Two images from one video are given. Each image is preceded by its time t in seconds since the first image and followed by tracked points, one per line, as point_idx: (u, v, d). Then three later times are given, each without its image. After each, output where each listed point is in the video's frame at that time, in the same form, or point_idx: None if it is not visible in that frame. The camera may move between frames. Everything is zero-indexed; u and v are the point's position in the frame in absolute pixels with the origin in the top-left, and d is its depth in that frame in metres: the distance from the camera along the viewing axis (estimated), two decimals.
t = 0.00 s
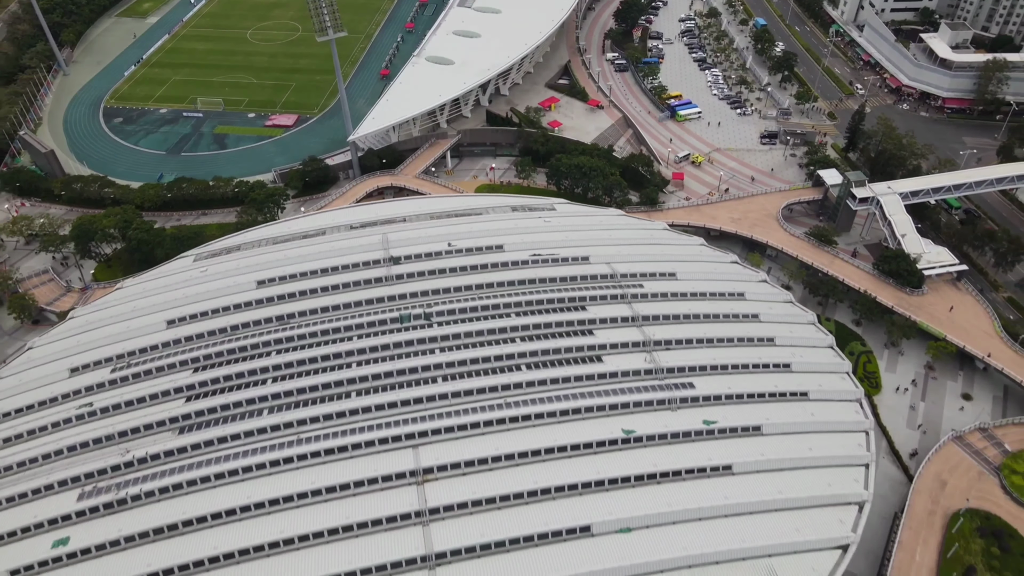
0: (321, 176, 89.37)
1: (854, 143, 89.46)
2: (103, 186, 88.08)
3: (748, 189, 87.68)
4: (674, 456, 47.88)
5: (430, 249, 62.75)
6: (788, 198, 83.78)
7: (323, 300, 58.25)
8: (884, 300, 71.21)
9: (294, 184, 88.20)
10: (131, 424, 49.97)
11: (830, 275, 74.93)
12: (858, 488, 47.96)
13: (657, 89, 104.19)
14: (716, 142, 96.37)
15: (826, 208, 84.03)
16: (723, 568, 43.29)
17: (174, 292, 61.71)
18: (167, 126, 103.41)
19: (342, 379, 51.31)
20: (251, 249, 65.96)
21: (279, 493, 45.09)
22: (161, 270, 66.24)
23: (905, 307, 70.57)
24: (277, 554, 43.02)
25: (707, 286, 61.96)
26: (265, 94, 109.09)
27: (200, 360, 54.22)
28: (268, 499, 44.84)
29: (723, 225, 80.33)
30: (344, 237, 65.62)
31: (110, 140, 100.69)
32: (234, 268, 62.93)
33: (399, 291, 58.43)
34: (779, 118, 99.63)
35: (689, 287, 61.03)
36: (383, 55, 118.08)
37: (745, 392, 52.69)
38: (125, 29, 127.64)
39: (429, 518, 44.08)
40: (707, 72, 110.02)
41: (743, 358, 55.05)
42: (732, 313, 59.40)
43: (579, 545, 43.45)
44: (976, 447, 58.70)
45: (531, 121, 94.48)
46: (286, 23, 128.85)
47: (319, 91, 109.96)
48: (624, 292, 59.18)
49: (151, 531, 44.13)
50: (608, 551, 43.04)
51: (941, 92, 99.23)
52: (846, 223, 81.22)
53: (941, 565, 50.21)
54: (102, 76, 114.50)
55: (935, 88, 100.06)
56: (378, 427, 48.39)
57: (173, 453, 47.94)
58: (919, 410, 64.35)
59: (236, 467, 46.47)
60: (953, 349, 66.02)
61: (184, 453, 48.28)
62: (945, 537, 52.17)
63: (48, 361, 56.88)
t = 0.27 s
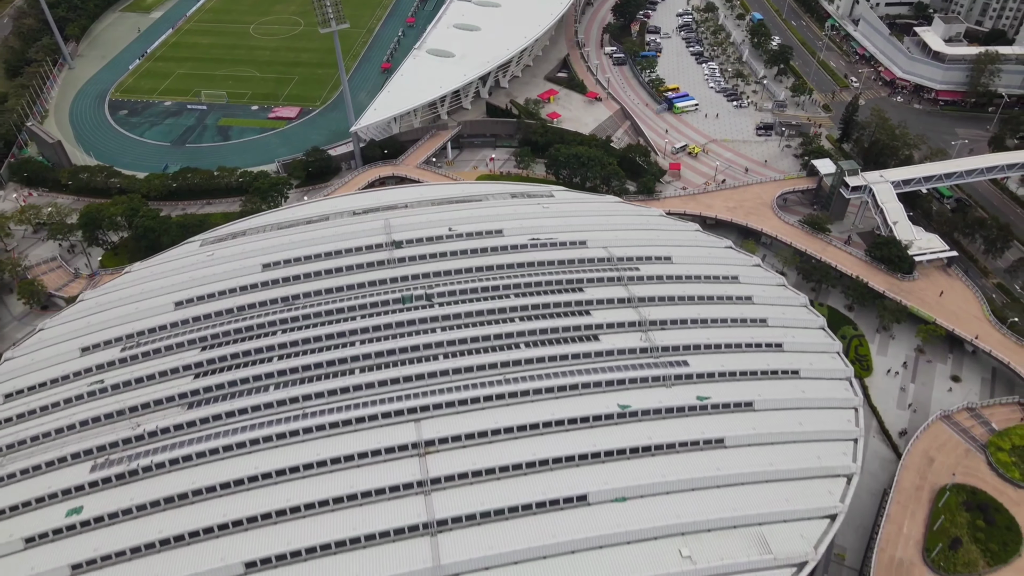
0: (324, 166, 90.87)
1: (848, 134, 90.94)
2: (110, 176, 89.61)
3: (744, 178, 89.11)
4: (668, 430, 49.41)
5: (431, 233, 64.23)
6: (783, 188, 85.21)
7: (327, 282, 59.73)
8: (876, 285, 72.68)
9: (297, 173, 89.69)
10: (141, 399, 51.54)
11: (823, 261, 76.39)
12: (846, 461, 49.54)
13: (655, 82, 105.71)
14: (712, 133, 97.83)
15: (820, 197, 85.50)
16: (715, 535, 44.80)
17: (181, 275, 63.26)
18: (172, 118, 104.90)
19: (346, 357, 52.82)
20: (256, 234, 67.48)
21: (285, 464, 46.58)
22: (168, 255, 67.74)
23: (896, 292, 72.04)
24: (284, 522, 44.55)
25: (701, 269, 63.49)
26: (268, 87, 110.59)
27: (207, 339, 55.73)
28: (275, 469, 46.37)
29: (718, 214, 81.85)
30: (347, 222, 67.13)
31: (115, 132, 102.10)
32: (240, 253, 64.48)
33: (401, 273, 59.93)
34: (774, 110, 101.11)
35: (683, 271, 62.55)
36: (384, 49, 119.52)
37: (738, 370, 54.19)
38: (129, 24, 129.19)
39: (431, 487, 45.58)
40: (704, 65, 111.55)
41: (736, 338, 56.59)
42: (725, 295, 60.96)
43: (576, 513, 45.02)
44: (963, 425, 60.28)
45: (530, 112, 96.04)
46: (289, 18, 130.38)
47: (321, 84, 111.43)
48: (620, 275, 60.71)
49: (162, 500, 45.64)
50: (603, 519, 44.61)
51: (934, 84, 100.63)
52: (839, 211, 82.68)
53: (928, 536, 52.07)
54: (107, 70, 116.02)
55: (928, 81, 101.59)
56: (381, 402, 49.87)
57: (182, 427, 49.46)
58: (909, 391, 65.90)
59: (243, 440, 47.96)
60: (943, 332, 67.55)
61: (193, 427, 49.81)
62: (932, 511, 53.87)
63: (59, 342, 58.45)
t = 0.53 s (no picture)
0: (326, 156, 92.47)
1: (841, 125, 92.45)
2: (117, 166, 91.24)
3: (740, 168, 90.63)
4: (662, 404, 50.97)
5: (432, 217, 65.75)
6: (777, 177, 86.85)
7: (331, 264, 61.28)
8: (867, 270, 74.24)
9: (300, 163, 91.27)
10: (152, 375, 53.25)
11: (816, 247, 77.96)
12: (835, 434, 51.20)
13: (652, 75, 107.30)
14: (709, 124, 99.37)
15: (814, 186, 87.06)
16: (707, 503, 46.39)
17: (188, 258, 64.85)
18: (177, 110, 106.51)
19: (349, 335, 54.39)
20: (261, 219, 69.05)
21: (291, 435, 48.13)
22: (175, 239, 69.29)
23: (887, 277, 73.58)
24: (290, 490, 46.12)
25: (695, 252, 65.05)
26: (271, 80, 112.17)
27: (215, 318, 57.40)
28: (281, 441, 47.93)
29: (714, 202, 83.46)
30: (350, 207, 68.69)
31: (121, 123, 103.68)
32: (246, 237, 66.07)
33: (402, 255, 61.46)
34: (770, 102, 102.66)
35: (678, 254, 64.10)
36: (385, 43, 121.09)
37: (731, 348, 55.77)
38: (134, 19, 130.87)
39: (433, 458, 47.16)
40: (701, 58, 113.14)
41: (729, 318, 58.20)
42: (719, 278, 62.58)
43: (573, 482, 46.59)
44: (951, 404, 61.88)
45: (530, 104, 97.68)
46: (291, 12, 132.00)
47: (323, 77, 113.00)
48: (617, 257, 62.26)
49: (173, 469, 47.23)
50: (599, 488, 46.25)
51: (927, 77, 102.16)
52: (833, 200, 84.24)
53: (913, 509, 53.73)
54: (112, 63, 117.66)
55: (921, 73, 103.09)
56: (384, 377, 51.40)
57: (191, 401, 51.10)
58: (899, 372, 67.54)
59: (250, 413, 49.49)
60: (932, 315, 69.14)
61: (202, 401, 51.40)
62: (919, 485, 55.53)
63: (71, 322, 60.10)
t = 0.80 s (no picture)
0: (328, 147, 94.16)
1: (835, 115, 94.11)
2: (123, 156, 93.02)
3: (735, 157, 92.25)
4: (656, 378, 52.67)
5: (432, 202, 67.40)
6: (771, 166, 88.51)
7: (334, 247, 62.91)
8: (858, 256, 75.90)
9: (303, 154, 92.98)
10: (161, 351, 54.97)
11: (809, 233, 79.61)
12: (823, 408, 52.92)
13: (649, 67, 108.96)
14: (705, 116, 100.98)
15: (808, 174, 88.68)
16: (699, 471, 48.07)
17: (195, 242, 66.53)
18: (181, 102, 108.20)
19: (352, 313, 56.03)
20: (266, 204, 70.72)
21: (297, 407, 49.79)
22: (182, 224, 70.97)
23: (878, 263, 75.23)
24: (295, 459, 47.78)
25: (690, 236, 66.70)
26: (274, 73, 113.83)
27: (222, 298, 59.13)
28: (287, 412, 49.58)
29: (709, 190, 85.19)
30: (353, 192, 70.33)
31: (126, 115, 105.37)
32: (251, 221, 67.74)
33: (403, 238, 63.10)
34: (765, 94, 104.28)
35: (673, 237, 65.78)
36: (386, 37, 122.73)
37: (723, 326, 57.45)
38: (138, 14, 132.59)
39: (434, 428, 48.81)
40: (697, 52, 114.82)
41: (721, 298, 59.89)
42: (712, 260, 64.30)
43: (570, 451, 48.27)
44: (938, 383, 63.56)
45: (529, 96, 99.47)
46: (293, 7, 133.68)
47: (325, 70, 114.63)
48: (613, 240, 63.96)
49: (183, 440, 48.89)
50: (594, 457, 47.94)
51: (920, 69, 103.77)
52: (826, 188, 85.86)
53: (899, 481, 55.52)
54: (117, 57, 119.36)
55: (914, 66, 104.72)
56: (386, 352, 53.07)
57: (199, 375, 52.76)
58: (888, 354, 69.21)
59: (257, 386, 51.16)
60: (921, 299, 70.81)
61: (210, 376, 53.03)
62: (905, 460, 57.29)
63: (82, 302, 61.82)
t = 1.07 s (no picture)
0: (330, 138, 95.62)
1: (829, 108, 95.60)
2: (129, 148, 94.57)
3: (730, 148, 93.68)
4: (650, 357, 54.14)
5: (433, 188, 68.87)
6: (766, 156, 89.98)
7: (337, 232, 64.38)
8: (851, 244, 77.36)
9: (305, 145, 94.48)
10: (169, 331, 56.45)
11: (802, 222, 81.07)
12: (813, 386, 54.51)
13: (647, 61, 110.45)
14: (701, 108, 102.41)
15: (802, 165, 90.15)
16: (692, 446, 49.56)
17: (201, 227, 67.99)
18: (185, 95, 109.67)
19: (355, 295, 57.51)
20: (269, 192, 72.20)
21: (301, 384, 51.23)
22: (187, 211, 72.42)
23: (870, 250, 76.65)
24: (300, 434, 49.26)
25: (684, 221, 68.21)
26: (277, 67, 115.30)
27: (228, 281, 60.63)
28: (291, 389, 51.03)
29: (705, 179, 86.71)
30: (355, 180, 71.82)
31: (130, 108, 106.83)
32: (255, 207, 69.22)
33: (404, 223, 64.58)
34: (761, 87, 105.74)
35: (668, 223, 67.30)
36: (387, 32, 124.24)
37: (716, 308, 58.97)
38: (142, 9, 134.14)
39: (434, 404, 50.26)
40: (694, 46, 116.35)
41: (715, 281, 61.41)
42: (707, 245, 65.82)
43: (567, 426, 49.74)
44: (926, 365, 65.08)
45: (528, 88, 100.98)
46: (295, 3, 135.20)
47: (327, 64, 116.11)
48: (609, 225, 65.44)
49: (191, 415, 50.34)
50: (590, 431, 49.41)
51: (913, 62, 105.23)
52: (819, 178, 87.32)
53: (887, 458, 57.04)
54: (121, 51, 120.84)
55: (908, 59, 106.19)
56: (388, 332, 54.50)
57: (206, 354, 54.24)
58: (879, 338, 70.70)
59: (262, 364, 52.62)
60: (911, 284, 72.32)
61: (216, 355, 54.50)
62: (894, 439, 58.81)
63: (90, 286, 63.25)
